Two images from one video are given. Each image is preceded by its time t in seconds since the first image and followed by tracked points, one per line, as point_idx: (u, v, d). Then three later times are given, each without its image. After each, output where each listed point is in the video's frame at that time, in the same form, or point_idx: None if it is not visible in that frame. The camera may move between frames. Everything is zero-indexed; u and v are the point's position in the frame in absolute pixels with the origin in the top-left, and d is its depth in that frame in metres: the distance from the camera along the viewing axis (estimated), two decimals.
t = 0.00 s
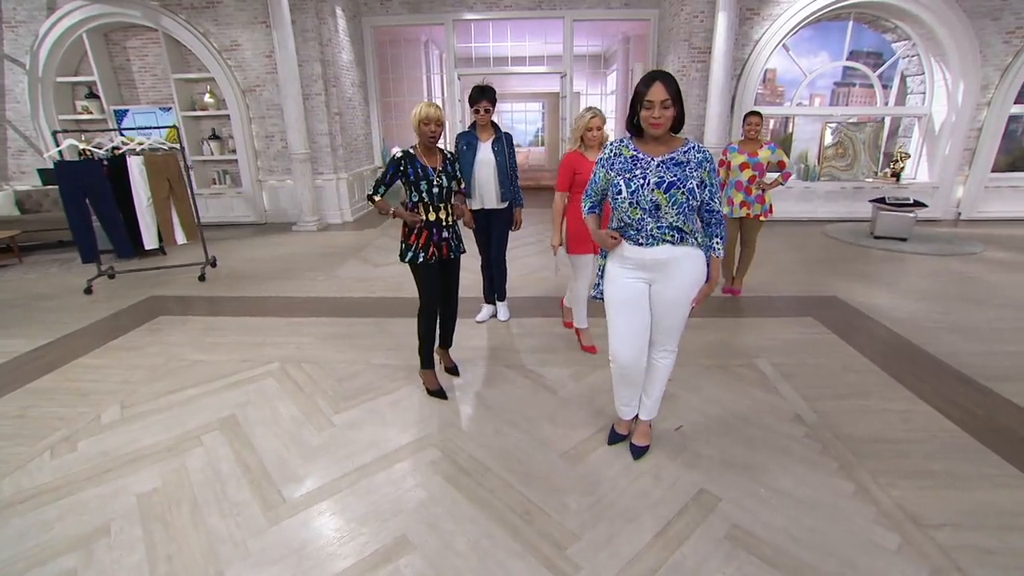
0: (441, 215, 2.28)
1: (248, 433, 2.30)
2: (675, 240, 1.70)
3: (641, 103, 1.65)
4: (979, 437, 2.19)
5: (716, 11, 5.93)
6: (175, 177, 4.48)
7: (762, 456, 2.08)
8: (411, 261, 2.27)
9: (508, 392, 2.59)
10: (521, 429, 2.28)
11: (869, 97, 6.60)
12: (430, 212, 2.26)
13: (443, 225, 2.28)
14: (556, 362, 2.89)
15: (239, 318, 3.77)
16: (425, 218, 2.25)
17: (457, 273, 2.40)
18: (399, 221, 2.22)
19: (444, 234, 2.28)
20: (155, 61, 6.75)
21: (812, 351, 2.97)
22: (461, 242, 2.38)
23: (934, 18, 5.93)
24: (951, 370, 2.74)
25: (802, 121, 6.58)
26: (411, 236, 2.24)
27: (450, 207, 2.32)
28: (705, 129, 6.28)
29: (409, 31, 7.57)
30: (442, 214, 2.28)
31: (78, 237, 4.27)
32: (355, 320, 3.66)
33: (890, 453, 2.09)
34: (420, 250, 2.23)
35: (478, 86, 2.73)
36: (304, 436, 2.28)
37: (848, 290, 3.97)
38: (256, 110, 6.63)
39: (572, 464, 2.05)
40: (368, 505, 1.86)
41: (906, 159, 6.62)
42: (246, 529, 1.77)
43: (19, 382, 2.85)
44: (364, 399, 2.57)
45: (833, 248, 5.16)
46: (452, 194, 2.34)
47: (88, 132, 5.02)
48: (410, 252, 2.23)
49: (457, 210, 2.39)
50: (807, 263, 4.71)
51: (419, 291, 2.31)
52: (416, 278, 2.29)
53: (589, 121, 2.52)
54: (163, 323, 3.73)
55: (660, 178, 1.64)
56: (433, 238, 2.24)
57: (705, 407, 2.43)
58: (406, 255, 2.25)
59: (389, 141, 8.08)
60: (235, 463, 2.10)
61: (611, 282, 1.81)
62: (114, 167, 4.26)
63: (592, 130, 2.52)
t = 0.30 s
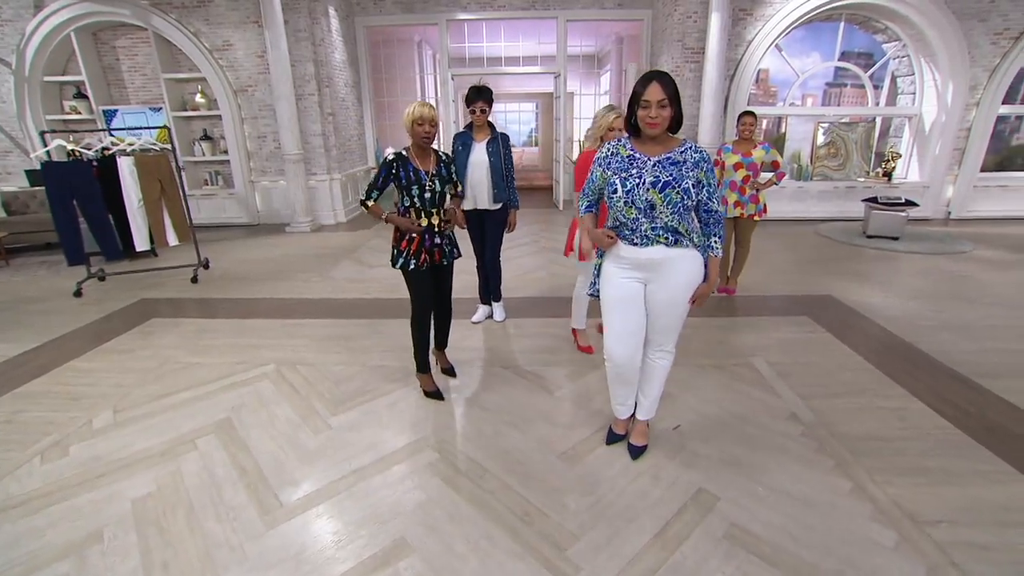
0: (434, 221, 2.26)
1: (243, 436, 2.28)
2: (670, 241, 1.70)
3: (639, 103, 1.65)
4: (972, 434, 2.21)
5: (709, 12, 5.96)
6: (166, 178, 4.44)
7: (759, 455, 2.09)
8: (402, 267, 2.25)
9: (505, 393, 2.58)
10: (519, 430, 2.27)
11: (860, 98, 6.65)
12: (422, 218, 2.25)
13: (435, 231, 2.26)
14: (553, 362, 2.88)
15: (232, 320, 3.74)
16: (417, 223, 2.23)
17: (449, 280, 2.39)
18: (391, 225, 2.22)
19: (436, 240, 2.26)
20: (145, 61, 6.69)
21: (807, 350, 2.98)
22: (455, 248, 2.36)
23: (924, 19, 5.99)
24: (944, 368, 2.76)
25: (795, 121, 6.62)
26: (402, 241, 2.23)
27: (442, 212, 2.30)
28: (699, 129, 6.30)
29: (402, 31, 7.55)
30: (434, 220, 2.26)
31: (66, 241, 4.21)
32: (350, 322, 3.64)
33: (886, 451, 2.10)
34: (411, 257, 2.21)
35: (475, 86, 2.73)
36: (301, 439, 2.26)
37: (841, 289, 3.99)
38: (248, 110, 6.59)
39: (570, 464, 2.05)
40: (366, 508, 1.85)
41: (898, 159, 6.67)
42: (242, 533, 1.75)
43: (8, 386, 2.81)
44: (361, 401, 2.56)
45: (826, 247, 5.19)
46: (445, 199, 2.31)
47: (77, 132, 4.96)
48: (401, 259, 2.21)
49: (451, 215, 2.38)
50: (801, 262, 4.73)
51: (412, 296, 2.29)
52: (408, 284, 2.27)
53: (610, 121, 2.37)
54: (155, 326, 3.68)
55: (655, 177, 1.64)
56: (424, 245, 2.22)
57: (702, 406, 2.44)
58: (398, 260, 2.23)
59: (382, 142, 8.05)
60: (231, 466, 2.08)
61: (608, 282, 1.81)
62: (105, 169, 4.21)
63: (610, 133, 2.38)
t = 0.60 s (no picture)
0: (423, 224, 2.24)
1: (240, 439, 2.26)
2: (665, 242, 1.71)
3: (634, 103, 1.66)
4: (967, 431, 2.23)
5: (703, 12, 5.99)
6: (160, 179, 4.41)
7: (757, 454, 2.10)
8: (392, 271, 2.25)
9: (502, 394, 2.58)
10: (517, 430, 2.27)
11: (852, 98, 6.70)
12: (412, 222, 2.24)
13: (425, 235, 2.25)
14: (550, 363, 2.89)
15: (226, 322, 3.71)
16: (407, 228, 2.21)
17: (446, 282, 2.39)
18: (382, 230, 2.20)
19: (426, 243, 2.25)
20: (136, 61, 6.65)
21: (802, 348, 3.00)
22: (446, 251, 2.34)
23: (915, 21, 6.04)
24: (938, 366, 2.78)
25: (788, 121, 6.67)
26: (391, 245, 2.22)
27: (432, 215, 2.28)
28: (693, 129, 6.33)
29: (397, 32, 7.55)
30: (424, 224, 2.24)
31: (57, 243, 4.17)
32: (346, 323, 3.62)
33: (881, 448, 2.12)
34: (399, 261, 2.21)
35: (472, 86, 2.73)
36: (298, 441, 2.25)
37: (835, 288, 4.02)
38: (241, 110, 6.55)
39: (569, 464, 2.05)
40: (365, 510, 1.84)
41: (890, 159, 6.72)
42: (240, 536, 1.74)
43: None
44: (358, 402, 2.55)
45: (820, 247, 5.23)
46: (436, 201, 2.29)
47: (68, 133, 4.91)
48: (389, 263, 2.21)
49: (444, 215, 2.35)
50: (795, 262, 4.76)
51: (403, 299, 2.29)
52: (398, 287, 2.27)
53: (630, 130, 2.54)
54: (149, 328, 3.65)
55: (650, 178, 1.65)
56: (413, 249, 2.21)
57: (699, 406, 2.45)
58: (386, 265, 2.23)
59: (377, 142, 8.03)
60: (228, 469, 2.07)
61: (605, 282, 1.81)
62: (98, 170, 4.18)
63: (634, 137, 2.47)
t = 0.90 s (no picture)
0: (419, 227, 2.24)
1: (237, 440, 2.25)
2: (662, 242, 1.72)
3: (630, 103, 1.66)
4: (959, 428, 2.25)
5: (697, 13, 6.02)
6: (154, 179, 4.38)
7: (753, 451, 2.11)
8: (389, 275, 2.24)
9: (500, 394, 2.58)
10: (515, 430, 2.28)
11: (845, 98, 6.74)
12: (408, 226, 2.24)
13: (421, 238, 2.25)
14: (547, 363, 2.89)
15: (221, 323, 3.70)
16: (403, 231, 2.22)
17: (449, 283, 2.39)
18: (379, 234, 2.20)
19: (424, 246, 2.26)
20: (129, 61, 6.62)
21: (797, 347, 3.02)
22: (445, 252, 2.34)
23: (906, 22, 6.10)
24: (931, 364, 2.81)
25: (782, 121, 6.71)
26: (388, 250, 2.22)
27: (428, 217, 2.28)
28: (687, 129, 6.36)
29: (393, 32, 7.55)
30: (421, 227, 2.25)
31: (50, 245, 4.15)
32: (342, 324, 3.62)
33: (875, 445, 2.14)
34: (396, 265, 2.21)
35: (468, 87, 2.73)
36: (295, 442, 2.24)
37: (830, 287, 4.05)
38: (235, 111, 6.53)
39: (566, 463, 2.05)
40: (363, 510, 1.84)
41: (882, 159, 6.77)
42: (238, 537, 1.74)
43: None
44: (355, 403, 2.55)
45: (814, 246, 5.26)
46: (432, 202, 2.29)
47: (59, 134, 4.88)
48: (387, 267, 2.21)
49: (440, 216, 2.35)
50: (790, 261, 4.79)
51: (401, 302, 2.29)
52: (396, 290, 2.27)
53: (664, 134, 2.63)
54: (143, 330, 3.63)
55: (647, 179, 1.65)
56: (410, 252, 2.22)
57: (695, 404, 2.46)
58: (383, 269, 2.22)
59: (372, 142, 8.02)
60: (225, 471, 2.06)
61: (603, 283, 1.82)
62: (91, 171, 4.15)
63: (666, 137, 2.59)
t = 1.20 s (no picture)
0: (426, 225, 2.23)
1: (237, 441, 2.26)
2: (660, 242, 1.73)
3: (627, 104, 1.67)
4: (955, 427, 2.26)
5: (694, 14, 6.03)
6: (152, 180, 4.38)
7: (750, 450, 2.12)
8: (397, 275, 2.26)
9: (499, 393, 2.59)
10: (513, 429, 2.28)
11: (841, 98, 6.77)
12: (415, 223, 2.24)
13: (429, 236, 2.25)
14: (545, 362, 2.90)
15: (219, 324, 3.70)
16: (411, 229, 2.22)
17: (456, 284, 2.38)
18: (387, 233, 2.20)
19: (430, 244, 2.25)
20: (126, 61, 6.61)
21: (794, 347, 3.04)
22: (452, 250, 2.34)
23: (902, 23, 6.13)
24: (926, 363, 2.82)
25: (779, 121, 6.73)
26: (396, 249, 2.24)
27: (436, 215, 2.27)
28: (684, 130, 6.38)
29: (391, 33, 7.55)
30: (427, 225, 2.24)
31: (49, 245, 4.16)
32: (340, 324, 3.62)
33: (872, 444, 2.15)
34: (405, 264, 2.23)
35: (465, 87, 2.74)
36: (295, 442, 2.25)
37: (827, 286, 4.06)
38: (233, 111, 6.53)
39: (565, 462, 2.06)
40: (363, 509, 1.85)
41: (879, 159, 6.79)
42: (239, 537, 1.74)
43: None
44: (354, 403, 2.55)
45: (811, 246, 5.27)
46: (439, 200, 2.28)
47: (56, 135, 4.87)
48: (396, 266, 2.23)
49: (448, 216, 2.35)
50: (787, 261, 4.80)
51: (405, 302, 2.31)
52: (402, 289, 2.28)
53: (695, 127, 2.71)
54: (141, 331, 3.63)
55: (646, 180, 1.66)
56: (417, 250, 2.22)
57: (693, 403, 2.47)
58: (393, 268, 2.24)
59: (371, 142, 8.03)
60: (225, 471, 2.06)
61: (602, 284, 1.82)
62: (88, 172, 4.15)
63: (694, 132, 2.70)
